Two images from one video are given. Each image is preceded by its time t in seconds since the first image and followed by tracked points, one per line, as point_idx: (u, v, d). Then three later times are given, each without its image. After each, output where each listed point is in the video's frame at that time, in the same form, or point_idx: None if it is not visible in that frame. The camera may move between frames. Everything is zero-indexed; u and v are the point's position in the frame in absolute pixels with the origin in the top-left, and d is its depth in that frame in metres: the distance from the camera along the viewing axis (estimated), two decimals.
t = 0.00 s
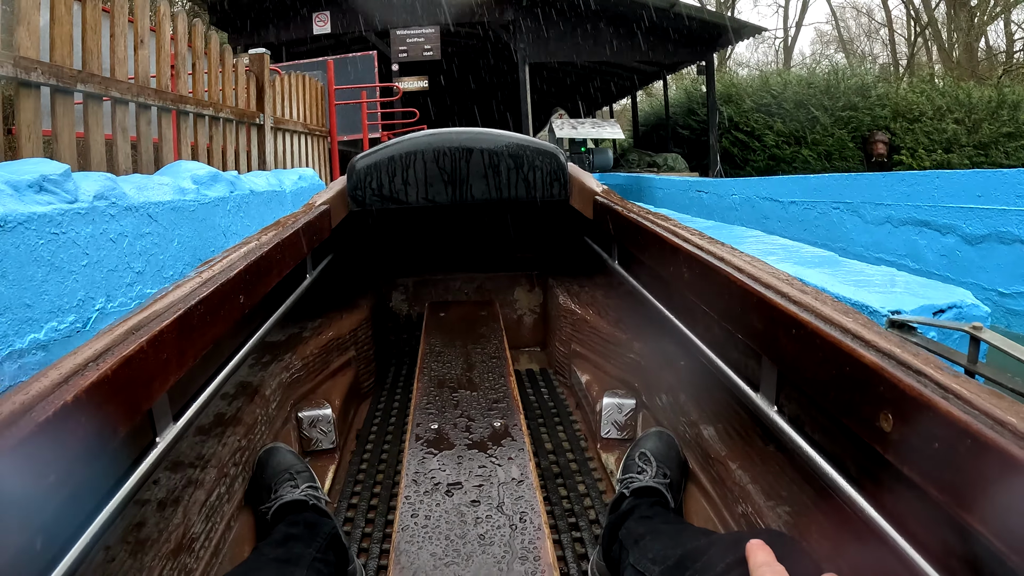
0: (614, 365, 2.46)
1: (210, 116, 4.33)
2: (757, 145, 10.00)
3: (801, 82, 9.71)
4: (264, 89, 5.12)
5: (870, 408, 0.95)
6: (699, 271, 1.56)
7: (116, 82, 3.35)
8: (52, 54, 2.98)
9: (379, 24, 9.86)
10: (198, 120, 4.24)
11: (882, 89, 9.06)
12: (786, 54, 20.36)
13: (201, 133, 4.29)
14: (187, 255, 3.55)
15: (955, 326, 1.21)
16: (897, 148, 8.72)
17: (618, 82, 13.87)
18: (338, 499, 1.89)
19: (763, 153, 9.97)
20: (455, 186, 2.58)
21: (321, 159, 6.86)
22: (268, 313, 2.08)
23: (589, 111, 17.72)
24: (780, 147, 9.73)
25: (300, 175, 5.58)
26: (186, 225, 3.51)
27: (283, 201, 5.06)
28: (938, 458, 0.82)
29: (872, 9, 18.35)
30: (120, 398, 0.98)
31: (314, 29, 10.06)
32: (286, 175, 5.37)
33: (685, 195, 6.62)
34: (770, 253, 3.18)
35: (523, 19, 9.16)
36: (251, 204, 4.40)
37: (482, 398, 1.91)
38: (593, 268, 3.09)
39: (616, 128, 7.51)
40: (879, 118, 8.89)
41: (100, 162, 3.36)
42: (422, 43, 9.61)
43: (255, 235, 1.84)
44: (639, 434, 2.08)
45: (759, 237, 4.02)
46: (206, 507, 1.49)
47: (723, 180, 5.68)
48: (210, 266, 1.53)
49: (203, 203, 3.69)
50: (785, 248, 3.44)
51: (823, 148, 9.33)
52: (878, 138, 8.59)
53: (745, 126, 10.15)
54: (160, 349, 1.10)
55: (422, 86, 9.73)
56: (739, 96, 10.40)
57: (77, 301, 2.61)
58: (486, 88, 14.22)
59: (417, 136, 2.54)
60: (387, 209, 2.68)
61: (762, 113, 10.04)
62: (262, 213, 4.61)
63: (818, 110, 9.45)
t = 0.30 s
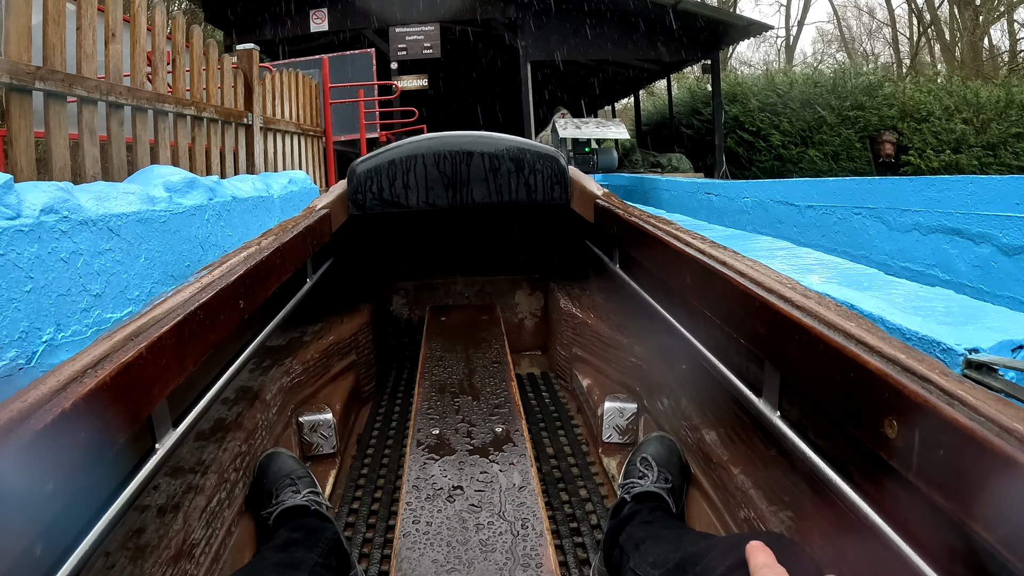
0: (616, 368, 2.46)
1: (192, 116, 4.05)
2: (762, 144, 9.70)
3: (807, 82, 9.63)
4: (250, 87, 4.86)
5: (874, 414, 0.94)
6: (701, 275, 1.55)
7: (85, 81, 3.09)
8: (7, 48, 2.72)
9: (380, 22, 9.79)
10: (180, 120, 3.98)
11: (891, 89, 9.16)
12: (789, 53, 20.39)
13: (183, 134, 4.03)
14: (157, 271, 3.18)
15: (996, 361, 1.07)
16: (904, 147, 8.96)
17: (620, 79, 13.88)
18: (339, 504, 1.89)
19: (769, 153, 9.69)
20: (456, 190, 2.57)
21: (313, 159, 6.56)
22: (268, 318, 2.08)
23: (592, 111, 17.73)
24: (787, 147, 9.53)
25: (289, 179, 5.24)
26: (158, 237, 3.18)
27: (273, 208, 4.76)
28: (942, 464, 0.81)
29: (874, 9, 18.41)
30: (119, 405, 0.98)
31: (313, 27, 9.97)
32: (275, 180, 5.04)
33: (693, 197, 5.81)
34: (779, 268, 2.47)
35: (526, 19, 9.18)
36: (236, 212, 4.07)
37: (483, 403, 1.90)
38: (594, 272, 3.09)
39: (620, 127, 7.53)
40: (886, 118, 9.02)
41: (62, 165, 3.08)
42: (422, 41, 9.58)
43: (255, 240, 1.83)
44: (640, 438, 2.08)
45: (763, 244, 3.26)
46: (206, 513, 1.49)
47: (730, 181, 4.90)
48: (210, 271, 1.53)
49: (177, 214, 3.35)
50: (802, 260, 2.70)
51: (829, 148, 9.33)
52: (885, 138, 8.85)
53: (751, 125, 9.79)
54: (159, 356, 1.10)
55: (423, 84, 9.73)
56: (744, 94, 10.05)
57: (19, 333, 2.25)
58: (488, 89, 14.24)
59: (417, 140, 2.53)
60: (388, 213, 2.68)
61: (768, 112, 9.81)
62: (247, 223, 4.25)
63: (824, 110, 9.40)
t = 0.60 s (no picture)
0: (621, 371, 2.45)
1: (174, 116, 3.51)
2: (769, 145, 9.87)
3: (813, 82, 9.70)
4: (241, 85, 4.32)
5: (880, 412, 0.94)
6: (707, 276, 1.55)
7: (44, 75, 2.58)
8: None
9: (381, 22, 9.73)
10: (158, 119, 3.41)
11: (899, 88, 9.17)
12: (793, 53, 20.42)
13: (162, 135, 3.47)
14: (124, 293, 2.33)
15: None
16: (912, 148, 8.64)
17: (624, 78, 13.89)
18: (344, 508, 1.88)
19: (774, 154, 9.85)
20: (459, 194, 2.58)
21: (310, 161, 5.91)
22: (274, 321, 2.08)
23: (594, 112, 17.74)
24: (793, 147, 9.60)
25: (281, 182, 4.38)
26: (115, 250, 2.28)
27: (258, 215, 3.76)
28: (951, 461, 0.81)
29: (875, 9, 18.45)
30: (126, 408, 0.98)
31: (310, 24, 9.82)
32: (260, 186, 4.02)
33: (702, 200, 5.60)
34: (805, 274, 2.31)
35: (529, 18, 9.19)
36: (218, 220, 3.15)
37: (488, 406, 1.90)
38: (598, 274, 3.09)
39: (627, 127, 7.30)
40: (894, 118, 8.91)
41: (21, 168, 2.60)
42: (422, 38, 9.47)
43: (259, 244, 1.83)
44: (646, 440, 2.08)
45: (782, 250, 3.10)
46: (212, 516, 1.48)
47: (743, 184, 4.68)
48: (215, 274, 1.52)
49: (149, 224, 2.52)
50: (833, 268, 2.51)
51: (836, 148, 9.33)
52: (893, 139, 8.31)
53: (756, 125, 10.00)
54: (166, 359, 1.10)
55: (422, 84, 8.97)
56: (749, 94, 10.31)
57: None
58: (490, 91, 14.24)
59: (421, 144, 2.54)
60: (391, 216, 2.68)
61: (774, 111, 9.95)
62: (210, 229, 3.07)
63: (833, 109, 9.43)
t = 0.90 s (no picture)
0: (623, 373, 2.45)
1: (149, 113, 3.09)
2: (774, 144, 9.82)
3: (819, 80, 9.70)
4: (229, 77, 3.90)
5: (881, 415, 0.94)
6: (708, 278, 1.55)
7: None
8: None
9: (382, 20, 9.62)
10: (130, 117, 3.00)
11: (905, 88, 9.18)
12: (796, 53, 20.45)
13: (135, 133, 3.04)
14: (77, 316, 1.95)
15: None
16: (920, 148, 8.90)
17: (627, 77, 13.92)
18: (347, 510, 1.89)
19: (780, 154, 9.81)
20: (462, 196, 2.59)
21: (304, 162, 5.46)
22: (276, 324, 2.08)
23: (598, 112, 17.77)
24: (799, 146, 9.62)
25: (267, 185, 4.00)
26: (66, 267, 1.91)
27: (241, 222, 3.40)
28: (950, 463, 0.81)
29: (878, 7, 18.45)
30: (129, 410, 0.98)
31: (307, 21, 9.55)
32: (241, 189, 3.65)
33: (712, 201, 5.41)
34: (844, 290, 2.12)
35: (533, 19, 9.21)
36: (194, 228, 2.78)
37: (490, 408, 1.90)
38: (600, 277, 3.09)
39: (630, 126, 7.19)
40: (901, 117, 9.03)
41: None
42: (420, 35, 9.22)
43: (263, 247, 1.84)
44: (648, 443, 2.08)
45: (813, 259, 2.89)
46: (215, 518, 1.48)
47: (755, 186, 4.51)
48: (218, 277, 1.53)
49: (108, 236, 2.14)
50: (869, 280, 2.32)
51: (843, 147, 9.36)
52: (900, 138, 8.83)
53: (762, 124, 9.90)
54: (169, 361, 1.11)
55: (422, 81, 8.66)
56: (754, 92, 10.22)
57: None
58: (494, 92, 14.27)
59: (424, 147, 2.55)
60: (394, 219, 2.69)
61: (779, 109, 9.91)
62: (185, 238, 2.71)
63: (838, 108, 9.44)
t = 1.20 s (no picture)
0: (628, 371, 2.44)
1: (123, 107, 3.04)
2: (781, 143, 9.96)
3: (825, 78, 9.75)
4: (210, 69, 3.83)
5: (888, 409, 0.93)
6: (713, 274, 1.54)
7: None
8: None
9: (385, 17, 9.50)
10: (102, 113, 2.95)
11: (913, 86, 9.05)
12: (799, 50, 20.42)
13: (107, 129, 2.99)
14: (21, 340, 1.83)
15: None
16: (928, 146, 8.73)
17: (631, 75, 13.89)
18: (352, 509, 1.89)
19: (787, 152, 9.91)
20: (465, 195, 2.59)
21: (299, 160, 5.45)
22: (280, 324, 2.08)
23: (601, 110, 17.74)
24: (805, 145, 9.63)
25: (254, 185, 3.93)
26: (7, 285, 1.80)
27: (223, 226, 3.36)
28: (958, 457, 0.80)
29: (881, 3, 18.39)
30: (133, 410, 0.98)
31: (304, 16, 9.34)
32: (225, 191, 3.58)
33: (722, 201, 5.41)
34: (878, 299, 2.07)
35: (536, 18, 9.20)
36: (164, 236, 2.69)
37: (495, 406, 1.90)
38: (605, 274, 3.08)
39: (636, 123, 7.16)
40: (909, 115, 8.82)
41: None
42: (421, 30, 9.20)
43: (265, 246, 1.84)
44: (653, 441, 2.07)
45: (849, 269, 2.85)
46: (220, 518, 1.48)
47: (771, 186, 4.48)
48: (221, 277, 1.53)
49: (58, 249, 2.03)
50: (901, 286, 2.28)
51: (849, 146, 9.20)
52: (907, 137, 8.65)
53: (768, 123, 10.14)
54: (172, 361, 1.11)
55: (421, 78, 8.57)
56: (761, 90, 10.48)
57: None
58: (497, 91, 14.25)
59: (426, 146, 2.55)
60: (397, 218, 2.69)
61: (786, 108, 10.05)
62: (155, 247, 2.62)
63: (845, 106, 9.41)
